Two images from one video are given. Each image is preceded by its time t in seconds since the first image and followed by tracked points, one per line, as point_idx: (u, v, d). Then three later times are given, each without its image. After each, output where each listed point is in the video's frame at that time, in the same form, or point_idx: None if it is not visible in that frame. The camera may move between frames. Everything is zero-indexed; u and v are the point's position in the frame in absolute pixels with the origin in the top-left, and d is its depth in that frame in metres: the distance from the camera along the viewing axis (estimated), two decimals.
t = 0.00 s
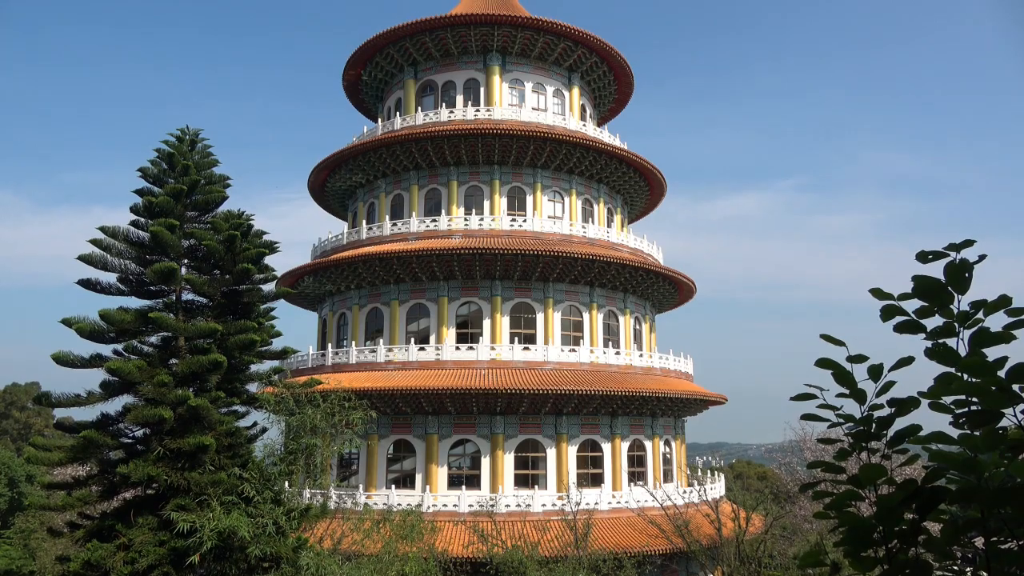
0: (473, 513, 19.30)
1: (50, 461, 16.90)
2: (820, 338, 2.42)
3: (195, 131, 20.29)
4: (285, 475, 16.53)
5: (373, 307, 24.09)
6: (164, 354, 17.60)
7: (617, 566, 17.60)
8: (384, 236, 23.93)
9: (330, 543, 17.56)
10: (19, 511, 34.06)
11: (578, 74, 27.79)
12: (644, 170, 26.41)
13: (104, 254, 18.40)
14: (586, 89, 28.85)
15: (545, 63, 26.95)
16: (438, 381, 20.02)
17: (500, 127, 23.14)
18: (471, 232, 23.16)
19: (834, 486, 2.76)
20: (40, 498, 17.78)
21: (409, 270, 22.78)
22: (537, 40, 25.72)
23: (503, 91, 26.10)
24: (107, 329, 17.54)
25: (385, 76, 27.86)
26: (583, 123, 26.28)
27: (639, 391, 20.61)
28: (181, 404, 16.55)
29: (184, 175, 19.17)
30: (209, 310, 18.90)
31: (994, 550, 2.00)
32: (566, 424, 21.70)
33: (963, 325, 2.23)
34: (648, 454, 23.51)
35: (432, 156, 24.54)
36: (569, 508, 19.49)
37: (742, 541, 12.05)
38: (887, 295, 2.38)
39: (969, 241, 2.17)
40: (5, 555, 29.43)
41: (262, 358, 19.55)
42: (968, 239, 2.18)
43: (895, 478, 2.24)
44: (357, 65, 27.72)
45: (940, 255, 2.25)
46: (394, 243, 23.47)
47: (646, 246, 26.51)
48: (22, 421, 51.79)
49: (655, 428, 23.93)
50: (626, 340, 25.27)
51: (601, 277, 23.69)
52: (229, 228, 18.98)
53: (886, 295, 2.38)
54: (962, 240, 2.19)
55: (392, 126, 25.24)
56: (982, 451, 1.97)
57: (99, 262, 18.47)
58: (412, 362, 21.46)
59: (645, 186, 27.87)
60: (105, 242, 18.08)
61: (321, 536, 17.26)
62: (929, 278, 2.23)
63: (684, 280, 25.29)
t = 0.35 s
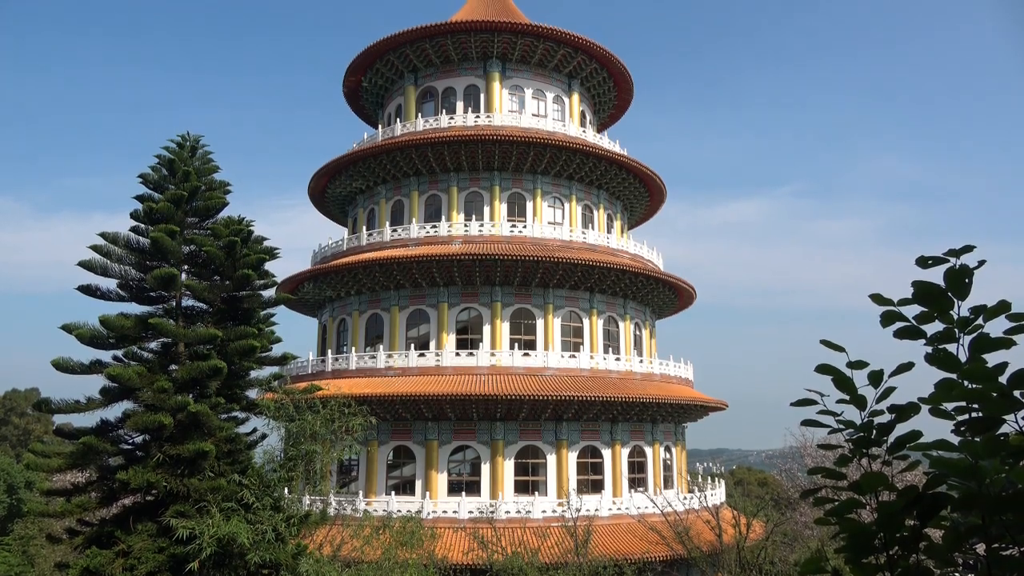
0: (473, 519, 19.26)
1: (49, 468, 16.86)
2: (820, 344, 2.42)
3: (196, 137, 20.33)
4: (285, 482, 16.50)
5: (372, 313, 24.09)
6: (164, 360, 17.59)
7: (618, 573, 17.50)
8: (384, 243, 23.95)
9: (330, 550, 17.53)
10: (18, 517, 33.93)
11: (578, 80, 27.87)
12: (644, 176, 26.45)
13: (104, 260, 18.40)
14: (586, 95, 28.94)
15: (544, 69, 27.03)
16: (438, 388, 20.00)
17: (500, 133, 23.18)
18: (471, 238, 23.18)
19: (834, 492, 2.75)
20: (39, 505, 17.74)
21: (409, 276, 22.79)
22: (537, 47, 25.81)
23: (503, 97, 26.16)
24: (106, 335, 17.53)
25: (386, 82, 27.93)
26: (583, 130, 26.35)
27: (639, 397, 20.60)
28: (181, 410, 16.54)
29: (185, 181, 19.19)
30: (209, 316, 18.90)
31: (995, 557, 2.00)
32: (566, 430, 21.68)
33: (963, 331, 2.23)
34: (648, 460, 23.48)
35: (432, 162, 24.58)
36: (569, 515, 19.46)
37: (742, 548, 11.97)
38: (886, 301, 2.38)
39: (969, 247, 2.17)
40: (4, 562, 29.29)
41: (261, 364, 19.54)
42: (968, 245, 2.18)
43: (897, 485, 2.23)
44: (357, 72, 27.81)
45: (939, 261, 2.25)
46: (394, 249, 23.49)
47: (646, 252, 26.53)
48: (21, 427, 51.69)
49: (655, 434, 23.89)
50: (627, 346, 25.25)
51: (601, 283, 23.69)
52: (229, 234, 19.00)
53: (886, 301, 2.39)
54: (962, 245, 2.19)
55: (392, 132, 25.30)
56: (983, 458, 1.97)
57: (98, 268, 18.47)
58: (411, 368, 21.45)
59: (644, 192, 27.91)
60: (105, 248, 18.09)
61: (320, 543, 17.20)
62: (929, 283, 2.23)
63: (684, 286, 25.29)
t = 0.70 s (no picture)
0: (473, 525, 19.22)
1: (48, 473, 16.82)
2: (821, 348, 2.42)
3: (196, 141, 20.35)
4: (285, 487, 16.47)
5: (373, 318, 24.08)
6: (164, 365, 17.58)
7: None
8: (384, 247, 23.96)
9: (329, 556, 17.49)
10: (17, 522, 33.80)
11: (578, 85, 27.93)
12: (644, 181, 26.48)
13: (104, 264, 18.41)
14: (586, 101, 29.00)
15: (544, 74, 27.09)
16: (438, 392, 19.99)
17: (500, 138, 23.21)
18: (471, 243, 23.19)
19: (836, 497, 2.75)
20: (38, 510, 17.70)
21: (409, 281, 22.80)
22: (537, 52, 25.87)
23: (503, 102, 26.21)
24: (106, 340, 17.52)
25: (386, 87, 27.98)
26: (583, 135, 26.38)
27: (640, 402, 20.58)
28: (180, 415, 16.51)
29: (185, 186, 19.22)
30: (209, 321, 18.91)
31: (996, 563, 2.00)
32: (567, 435, 21.64)
33: (964, 336, 2.23)
34: (648, 465, 23.45)
35: (432, 167, 24.61)
36: (569, 520, 19.42)
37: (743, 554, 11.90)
38: (888, 305, 2.38)
39: (969, 251, 2.17)
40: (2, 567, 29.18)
41: (261, 369, 19.53)
42: (969, 249, 2.17)
43: (898, 490, 2.23)
44: (358, 77, 27.86)
45: (940, 265, 2.25)
46: (394, 254, 23.51)
47: (646, 257, 26.54)
48: (20, 432, 51.57)
49: (655, 439, 23.86)
50: (627, 351, 25.24)
51: (601, 288, 23.69)
52: (229, 239, 19.02)
53: (887, 305, 2.38)
54: (963, 250, 2.19)
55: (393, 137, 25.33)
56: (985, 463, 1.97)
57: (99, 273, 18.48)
58: (412, 373, 21.43)
59: (644, 197, 27.94)
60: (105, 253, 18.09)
61: (320, 549, 17.17)
62: (931, 288, 2.22)
63: (684, 291, 25.30)
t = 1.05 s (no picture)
0: (473, 530, 19.18)
1: (48, 478, 16.79)
2: (822, 353, 2.43)
3: (196, 147, 20.38)
4: (284, 492, 16.44)
5: (373, 323, 24.09)
6: (164, 370, 17.57)
7: None
8: (384, 253, 23.98)
9: (329, 561, 17.45)
10: (17, 528, 33.72)
11: (578, 91, 28.01)
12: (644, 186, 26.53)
13: (104, 270, 18.42)
14: (586, 106, 29.08)
15: (544, 80, 27.16)
16: (438, 398, 19.98)
17: (500, 144, 23.27)
18: (471, 248, 23.21)
19: (836, 502, 2.76)
20: (38, 515, 17.67)
21: (410, 286, 22.81)
22: (537, 58, 25.96)
23: (504, 108, 26.28)
24: (106, 345, 17.52)
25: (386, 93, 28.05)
26: (583, 140, 26.44)
27: (640, 407, 20.56)
28: (180, 420, 16.50)
29: (186, 192, 19.24)
30: (209, 326, 18.92)
31: (997, 567, 2.00)
32: (567, 440, 21.62)
33: (965, 341, 2.25)
34: (648, 470, 23.42)
35: (432, 173, 24.65)
36: (569, 526, 19.39)
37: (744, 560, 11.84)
38: (888, 310, 2.39)
39: (970, 257, 2.19)
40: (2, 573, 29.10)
41: (261, 374, 19.53)
42: (970, 254, 2.19)
43: (899, 495, 2.24)
44: (358, 83, 27.94)
45: (941, 271, 2.27)
46: (394, 259, 23.52)
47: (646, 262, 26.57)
48: (20, 437, 51.54)
49: (655, 445, 23.82)
50: (627, 356, 25.22)
51: (601, 293, 23.71)
52: (229, 244, 19.03)
53: (887, 310, 2.40)
54: (964, 255, 2.20)
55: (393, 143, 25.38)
56: (985, 468, 1.98)
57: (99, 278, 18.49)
58: (412, 378, 21.42)
59: (644, 202, 27.98)
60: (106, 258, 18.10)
61: (320, 554, 17.12)
62: (931, 293, 2.24)
63: (684, 296, 25.31)
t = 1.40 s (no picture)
0: (473, 535, 19.15)
1: (47, 483, 16.77)
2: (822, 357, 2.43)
3: (197, 152, 20.43)
4: (284, 497, 16.42)
5: (373, 328, 24.08)
6: (164, 374, 17.56)
7: None
8: (385, 257, 24.00)
9: (329, 567, 17.42)
10: (16, 533, 33.66)
11: (578, 95, 28.06)
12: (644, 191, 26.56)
13: (104, 274, 18.43)
14: (586, 111, 29.12)
15: (544, 85, 27.22)
16: (438, 402, 19.96)
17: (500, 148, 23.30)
18: (471, 252, 23.22)
19: (836, 507, 2.75)
20: (37, 520, 17.65)
21: (410, 290, 22.82)
22: (537, 63, 26.02)
23: (504, 113, 26.32)
24: (106, 350, 17.52)
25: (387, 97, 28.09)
26: (583, 145, 26.48)
27: (640, 412, 20.54)
28: (180, 425, 16.49)
29: (186, 196, 19.26)
30: (209, 330, 18.93)
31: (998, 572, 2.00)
32: (567, 445, 21.59)
33: (965, 346, 2.25)
34: (648, 475, 23.39)
35: (432, 177, 24.68)
36: (569, 531, 19.35)
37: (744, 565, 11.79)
38: (888, 314, 2.40)
39: (969, 261, 2.19)
40: None
41: (261, 378, 19.52)
42: (969, 259, 2.19)
43: (900, 500, 2.23)
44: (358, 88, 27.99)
45: (941, 275, 2.27)
46: (394, 263, 23.54)
47: (646, 266, 26.57)
48: (20, 442, 51.52)
49: (655, 449, 23.77)
50: (627, 361, 25.20)
51: (601, 298, 23.70)
52: (230, 249, 19.03)
53: (887, 315, 2.40)
54: (964, 259, 2.20)
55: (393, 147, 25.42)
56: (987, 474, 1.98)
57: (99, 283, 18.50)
58: (411, 383, 21.40)
59: (644, 207, 28.00)
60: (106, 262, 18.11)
61: (319, 559, 17.07)
62: (931, 298, 2.25)
63: (684, 300, 25.30)
